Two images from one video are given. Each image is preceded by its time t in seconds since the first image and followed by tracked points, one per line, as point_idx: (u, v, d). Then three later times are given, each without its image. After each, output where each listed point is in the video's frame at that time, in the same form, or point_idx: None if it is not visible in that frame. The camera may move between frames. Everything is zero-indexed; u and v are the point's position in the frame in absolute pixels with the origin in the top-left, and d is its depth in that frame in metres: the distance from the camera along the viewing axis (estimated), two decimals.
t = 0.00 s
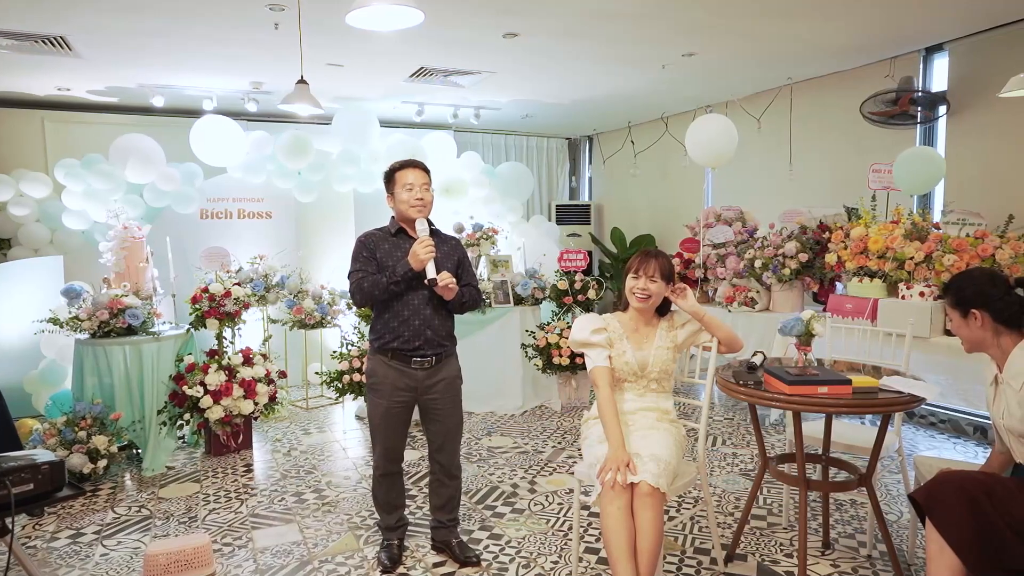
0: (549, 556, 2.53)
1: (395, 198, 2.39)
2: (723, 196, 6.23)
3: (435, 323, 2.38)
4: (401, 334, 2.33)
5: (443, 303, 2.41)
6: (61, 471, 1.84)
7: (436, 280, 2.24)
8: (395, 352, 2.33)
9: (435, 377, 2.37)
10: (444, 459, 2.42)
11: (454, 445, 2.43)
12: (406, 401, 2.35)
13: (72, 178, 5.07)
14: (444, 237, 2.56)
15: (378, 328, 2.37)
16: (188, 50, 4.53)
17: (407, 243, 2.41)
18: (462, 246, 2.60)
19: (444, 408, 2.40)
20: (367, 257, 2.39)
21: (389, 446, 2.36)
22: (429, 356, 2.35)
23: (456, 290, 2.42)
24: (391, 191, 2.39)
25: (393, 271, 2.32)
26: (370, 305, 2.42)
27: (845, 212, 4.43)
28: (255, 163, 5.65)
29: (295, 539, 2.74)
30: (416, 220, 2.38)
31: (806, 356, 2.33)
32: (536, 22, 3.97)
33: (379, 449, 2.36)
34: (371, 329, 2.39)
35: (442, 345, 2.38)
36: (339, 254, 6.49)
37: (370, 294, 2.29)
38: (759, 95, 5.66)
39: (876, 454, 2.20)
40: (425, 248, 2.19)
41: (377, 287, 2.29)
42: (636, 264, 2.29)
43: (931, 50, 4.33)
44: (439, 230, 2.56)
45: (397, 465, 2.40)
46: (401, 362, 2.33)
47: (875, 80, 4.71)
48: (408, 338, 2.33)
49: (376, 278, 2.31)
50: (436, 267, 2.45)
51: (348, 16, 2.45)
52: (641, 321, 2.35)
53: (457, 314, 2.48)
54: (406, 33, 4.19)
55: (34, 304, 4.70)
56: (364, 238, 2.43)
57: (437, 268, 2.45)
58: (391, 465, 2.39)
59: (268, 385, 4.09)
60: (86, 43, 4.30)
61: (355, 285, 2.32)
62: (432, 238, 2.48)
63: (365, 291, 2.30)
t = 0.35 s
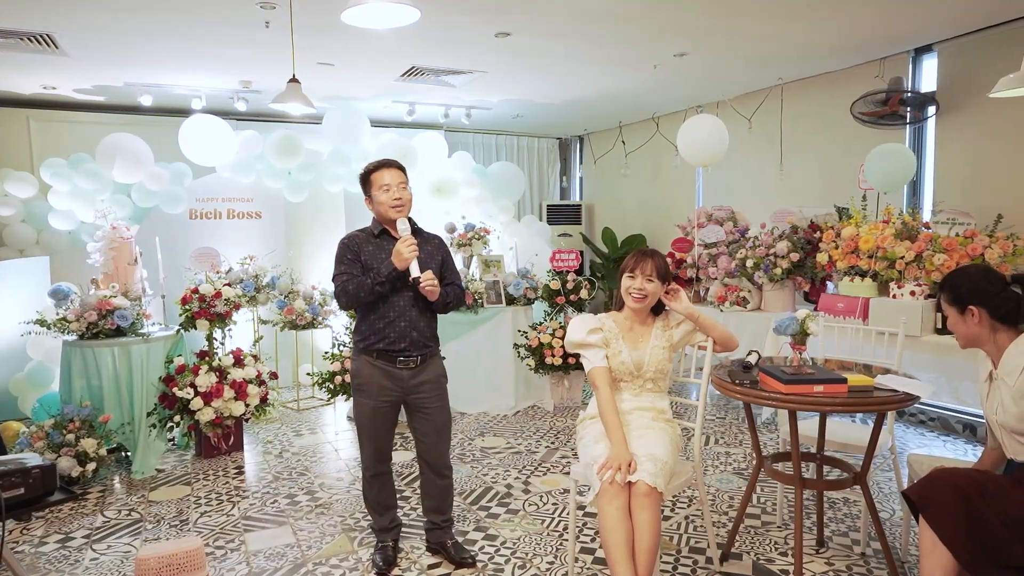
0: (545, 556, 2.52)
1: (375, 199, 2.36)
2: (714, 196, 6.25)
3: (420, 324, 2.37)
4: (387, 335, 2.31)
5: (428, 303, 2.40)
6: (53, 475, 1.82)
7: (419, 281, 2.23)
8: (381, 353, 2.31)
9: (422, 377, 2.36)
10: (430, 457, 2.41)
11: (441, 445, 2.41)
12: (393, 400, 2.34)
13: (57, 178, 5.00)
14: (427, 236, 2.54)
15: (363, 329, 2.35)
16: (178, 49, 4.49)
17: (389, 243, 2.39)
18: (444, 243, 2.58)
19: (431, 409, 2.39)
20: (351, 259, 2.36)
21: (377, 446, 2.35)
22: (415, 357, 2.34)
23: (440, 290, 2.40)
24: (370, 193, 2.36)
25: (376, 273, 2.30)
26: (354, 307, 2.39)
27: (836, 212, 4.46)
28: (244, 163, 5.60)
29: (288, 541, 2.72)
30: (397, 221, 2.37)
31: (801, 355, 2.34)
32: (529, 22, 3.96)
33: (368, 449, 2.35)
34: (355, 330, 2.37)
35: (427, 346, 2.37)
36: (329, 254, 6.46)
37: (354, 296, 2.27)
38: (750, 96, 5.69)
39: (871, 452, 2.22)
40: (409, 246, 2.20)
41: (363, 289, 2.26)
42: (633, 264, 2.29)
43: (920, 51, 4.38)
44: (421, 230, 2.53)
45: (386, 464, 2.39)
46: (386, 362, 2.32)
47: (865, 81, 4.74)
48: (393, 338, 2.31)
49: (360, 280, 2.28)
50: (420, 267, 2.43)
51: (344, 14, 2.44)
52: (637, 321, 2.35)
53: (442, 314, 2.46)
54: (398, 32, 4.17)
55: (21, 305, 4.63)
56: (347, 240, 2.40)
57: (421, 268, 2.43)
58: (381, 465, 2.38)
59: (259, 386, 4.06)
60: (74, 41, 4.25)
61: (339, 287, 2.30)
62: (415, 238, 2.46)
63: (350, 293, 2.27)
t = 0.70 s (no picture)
0: (542, 555, 2.53)
1: (363, 200, 2.36)
2: (707, 196, 6.29)
3: (413, 324, 2.37)
4: (379, 335, 2.31)
5: (419, 303, 2.40)
6: (51, 475, 1.83)
7: (405, 285, 2.25)
8: (374, 353, 2.32)
9: (415, 376, 2.37)
10: (425, 457, 2.42)
11: (436, 444, 2.42)
12: (387, 399, 2.34)
13: (47, 177, 4.95)
14: (416, 235, 2.54)
15: (355, 329, 2.35)
16: (171, 48, 4.48)
17: (378, 244, 2.39)
18: (433, 242, 2.58)
19: (425, 408, 2.39)
20: (340, 261, 2.36)
21: (373, 446, 2.35)
22: (409, 357, 2.34)
23: (431, 289, 2.41)
24: (358, 194, 2.36)
25: (365, 274, 2.30)
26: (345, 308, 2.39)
27: (828, 212, 4.49)
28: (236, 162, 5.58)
29: (285, 541, 2.72)
30: (385, 222, 2.37)
31: (797, 354, 2.37)
32: (524, 23, 3.98)
33: (364, 449, 2.35)
34: (347, 331, 2.37)
35: (420, 345, 2.38)
36: (322, 254, 6.44)
37: (345, 298, 2.27)
38: (743, 97, 5.72)
39: (866, 449, 2.24)
40: (398, 249, 2.20)
41: (352, 291, 2.27)
42: (630, 264, 2.30)
43: (910, 53, 4.43)
44: (411, 230, 2.53)
45: (382, 464, 2.40)
46: (379, 362, 2.32)
47: (856, 83, 4.79)
48: (387, 339, 2.32)
49: (350, 282, 2.28)
50: (409, 268, 2.43)
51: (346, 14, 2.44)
52: (633, 320, 2.36)
53: (433, 313, 2.47)
54: (393, 32, 4.18)
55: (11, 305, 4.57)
56: (335, 242, 2.39)
57: (411, 268, 2.43)
58: (377, 464, 2.39)
59: (254, 387, 4.04)
60: (66, 39, 4.23)
61: (329, 290, 2.29)
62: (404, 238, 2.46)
63: (340, 295, 2.27)
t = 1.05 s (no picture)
0: (544, 552, 2.56)
1: (366, 200, 2.37)
2: (704, 196, 6.32)
3: (414, 323, 2.39)
4: (381, 335, 2.33)
5: (421, 303, 2.42)
6: (64, 471, 1.81)
7: (407, 286, 2.27)
8: (376, 353, 2.33)
9: (418, 375, 2.39)
10: (428, 455, 2.44)
11: (438, 443, 2.44)
12: (390, 398, 2.36)
13: (45, 176, 4.94)
14: (417, 236, 2.55)
15: (357, 329, 2.37)
16: (170, 48, 4.49)
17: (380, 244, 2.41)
18: (434, 243, 2.59)
19: (428, 407, 2.41)
20: (342, 261, 2.37)
21: (376, 445, 2.37)
22: (411, 356, 2.36)
23: (433, 290, 2.43)
24: (362, 194, 2.38)
25: (367, 275, 2.32)
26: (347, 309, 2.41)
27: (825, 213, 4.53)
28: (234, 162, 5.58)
29: (288, 540, 2.73)
30: (388, 221, 2.39)
31: (796, 352, 2.40)
32: (523, 24, 4.01)
33: (367, 448, 2.37)
34: (349, 331, 2.39)
35: (422, 344, 2.40)
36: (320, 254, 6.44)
37: (347, 299, 2.29)
38: (739, 98, 5.76)
39: (864, 446, 2.27)
40: (401, 250, 2.23)
41: (354, 292, 2.28)
42: (632, 263, 2.33)
43: (905, 56, 4.48)
44: (412, 230, 2.55)
45: (385, 463, 2.42)
46: (382, 361, 2.34)
47: (851, 84, 4.84)
48: (389, 338, 2.33)
49: (352, 282, 2.30)
50: (411, 269, 2.45)
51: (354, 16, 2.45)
52: (634, 319, 2.39)
53: (435, 313, 2.49)
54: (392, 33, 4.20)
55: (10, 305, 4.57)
56: (337, 242, 2.41)
57: (412, 269, 2.46)
58: (379, 463, 2.40)
59: (255, 386, 4.06)
60: (66, 39, 4.23)
61: (331, 291, 2.31)
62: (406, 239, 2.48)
63: (342, 296, 2.28)
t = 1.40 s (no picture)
0: (550, 550, 2.59)
1: (378, 201, 2.41)
2: (703, 198, 6.37)
3: (423, 323, 2.42)
4: (390, 335, 2.36)
5: (429, 304, 2.45)
6: (83, 470, 1.84)
7: (419, 285, 2.29)
8: (385, 352, 2.36)
9: (426, 375, 2.42)
10: (436, 454, 2.47)
11: (445, 443, 2.47)
12: (398, 398, 2.39)
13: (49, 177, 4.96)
14: (425, 238, 2.59)
15: (366, 329, 2.40)
16: (175, 49, 4.51)
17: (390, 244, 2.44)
18: (442, 245, 2.63)
19: (435, 407, 2.44)
20: (353, 261, 2.40)
21: (384, 444, 2.40)
22: (419, 356, 2.39)
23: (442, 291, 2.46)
24: (374, 195, 2.41)
25: (378, 274, 2.35)
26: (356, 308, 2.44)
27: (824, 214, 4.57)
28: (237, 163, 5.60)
29: (296, 538, 2.76)
30: (400, 222, 2.42)
31: (799, 352, 2.44)
32: (526, 26, 4.05)
33: (375, 447, 2.40)
34: (358, 330, 2.42)
35: (430, 345, 2.43)
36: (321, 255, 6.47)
37: (358, 298, 2.31)
38: (739, 100, 5.81)
39: (866, 444, 2.31)
40: (412, 250, 2.25)
41: (365, 291, 2.31)
42: (638, 264, 2.36)
43: (903, 59, 4.53)
44: (421, 232, 2.58)
45: (393, 461, 2.44)
46: (390, 361, 2.37)
47: (850, 87, 4.88)
48: (397, 338, 2.36)
49: (363, 281, 2.33)
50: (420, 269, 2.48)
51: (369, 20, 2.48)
52: (639, 319, 2.42)
53: (443, 314, 2.52)
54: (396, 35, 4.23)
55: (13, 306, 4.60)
56: (348, 242, 2.44)
57: (421, 270, 2.49)
58: (387, 462, 2.43)
59: (259, 386, 4.10)
60: (71, 41, 4.26)
61: (342, 290, 2.34)
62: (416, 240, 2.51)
63: (353, 295, 2.31)
